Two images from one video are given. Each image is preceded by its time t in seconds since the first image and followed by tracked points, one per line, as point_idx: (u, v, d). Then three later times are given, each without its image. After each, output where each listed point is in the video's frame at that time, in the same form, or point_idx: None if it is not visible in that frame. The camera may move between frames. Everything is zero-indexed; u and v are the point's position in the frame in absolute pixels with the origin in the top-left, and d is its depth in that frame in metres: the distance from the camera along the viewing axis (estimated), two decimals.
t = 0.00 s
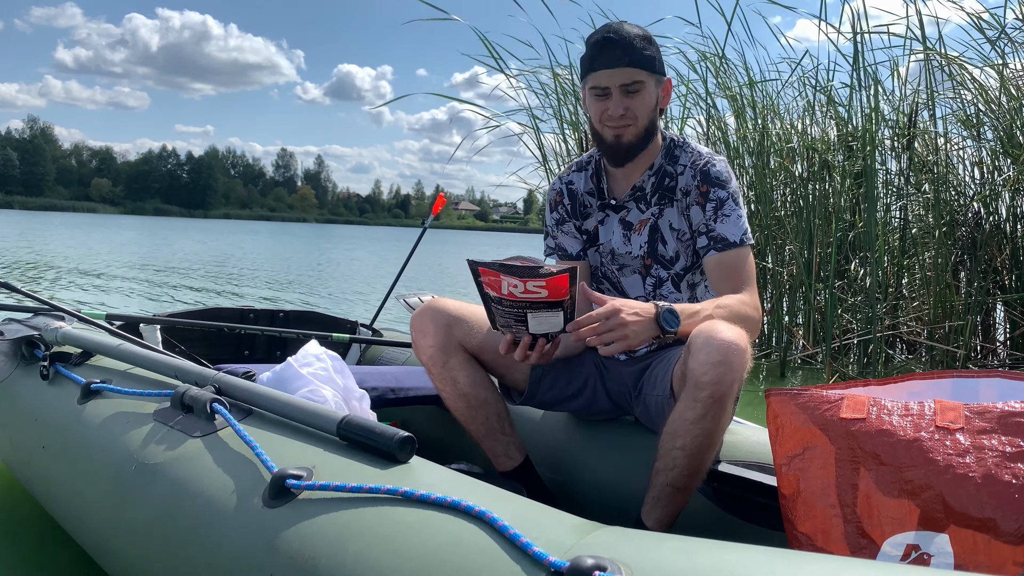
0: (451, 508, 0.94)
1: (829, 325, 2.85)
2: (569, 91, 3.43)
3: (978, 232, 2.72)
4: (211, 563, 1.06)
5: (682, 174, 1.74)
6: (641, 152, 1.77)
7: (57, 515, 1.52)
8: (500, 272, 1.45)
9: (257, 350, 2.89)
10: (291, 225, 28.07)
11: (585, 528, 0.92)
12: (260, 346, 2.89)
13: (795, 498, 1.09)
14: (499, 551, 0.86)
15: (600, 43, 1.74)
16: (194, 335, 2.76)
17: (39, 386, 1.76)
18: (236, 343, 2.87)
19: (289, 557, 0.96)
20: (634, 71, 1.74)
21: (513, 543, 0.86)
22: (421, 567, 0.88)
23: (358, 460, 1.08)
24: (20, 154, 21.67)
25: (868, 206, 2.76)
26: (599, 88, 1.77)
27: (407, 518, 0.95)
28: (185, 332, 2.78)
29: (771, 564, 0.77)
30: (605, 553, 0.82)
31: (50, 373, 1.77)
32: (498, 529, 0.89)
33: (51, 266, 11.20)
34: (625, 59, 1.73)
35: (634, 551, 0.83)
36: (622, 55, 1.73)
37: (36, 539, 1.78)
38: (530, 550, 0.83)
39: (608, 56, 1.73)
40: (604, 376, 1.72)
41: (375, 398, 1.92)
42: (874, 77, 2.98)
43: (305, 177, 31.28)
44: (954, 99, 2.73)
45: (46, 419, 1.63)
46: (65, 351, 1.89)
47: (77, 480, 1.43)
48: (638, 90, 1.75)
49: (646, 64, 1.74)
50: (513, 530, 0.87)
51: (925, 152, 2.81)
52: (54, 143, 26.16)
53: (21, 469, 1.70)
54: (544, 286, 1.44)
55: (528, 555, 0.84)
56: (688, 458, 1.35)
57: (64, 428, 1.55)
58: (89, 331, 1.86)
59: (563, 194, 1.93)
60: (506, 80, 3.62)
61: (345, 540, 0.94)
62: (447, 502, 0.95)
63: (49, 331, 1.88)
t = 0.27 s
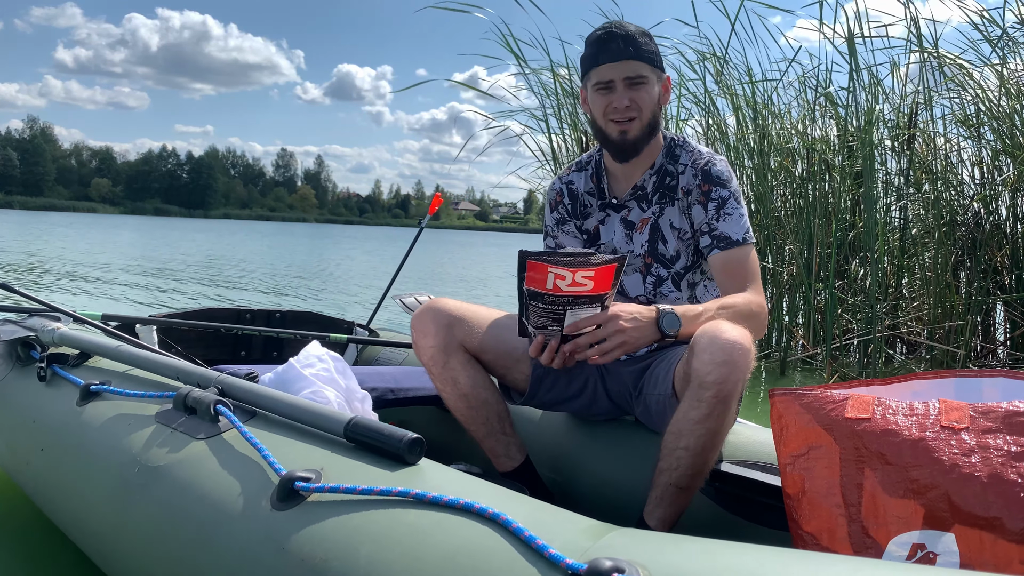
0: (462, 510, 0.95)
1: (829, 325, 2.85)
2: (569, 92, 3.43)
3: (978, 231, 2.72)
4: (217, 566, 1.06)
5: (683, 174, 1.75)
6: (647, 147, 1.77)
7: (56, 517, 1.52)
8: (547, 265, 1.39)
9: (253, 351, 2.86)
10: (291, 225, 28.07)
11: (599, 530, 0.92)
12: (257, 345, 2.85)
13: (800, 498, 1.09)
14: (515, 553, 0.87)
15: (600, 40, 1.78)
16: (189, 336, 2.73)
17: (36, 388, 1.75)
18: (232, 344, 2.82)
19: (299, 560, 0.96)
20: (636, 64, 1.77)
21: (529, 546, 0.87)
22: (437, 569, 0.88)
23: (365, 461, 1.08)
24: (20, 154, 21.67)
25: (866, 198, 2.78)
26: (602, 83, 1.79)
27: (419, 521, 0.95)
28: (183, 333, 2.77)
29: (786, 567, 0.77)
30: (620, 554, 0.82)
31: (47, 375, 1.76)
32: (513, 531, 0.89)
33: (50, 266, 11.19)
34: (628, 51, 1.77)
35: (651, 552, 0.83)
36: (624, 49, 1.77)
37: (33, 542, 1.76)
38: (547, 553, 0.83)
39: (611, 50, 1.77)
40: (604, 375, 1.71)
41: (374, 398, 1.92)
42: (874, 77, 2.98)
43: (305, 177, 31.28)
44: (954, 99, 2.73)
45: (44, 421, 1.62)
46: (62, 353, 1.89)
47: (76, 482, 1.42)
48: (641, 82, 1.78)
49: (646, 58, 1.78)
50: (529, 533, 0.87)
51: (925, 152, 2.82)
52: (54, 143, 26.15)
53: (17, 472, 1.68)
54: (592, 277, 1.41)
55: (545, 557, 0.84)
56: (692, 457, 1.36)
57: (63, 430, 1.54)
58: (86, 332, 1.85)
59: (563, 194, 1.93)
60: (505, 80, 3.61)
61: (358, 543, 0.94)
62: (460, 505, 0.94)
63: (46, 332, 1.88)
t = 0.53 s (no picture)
0: (472, 510, 0.95)
1: (829, 325, 2.86)
2: (570, 92, 3.43)
3: (978, 231, 2.73)
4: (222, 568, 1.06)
5: (683, 173, 1.75)
6: (640, 154, 1.76)
7: (54, 520, 1.51)
8: (523, 262, 1.52)
9: (250, 352, 2.83)
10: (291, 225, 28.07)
11: (612, 531, 0.92)
12: (253, 346, 2.82)
13: (805, 497, 1.09)
14: (528, 554, 0.87)
15: (583, 50, 1.71)
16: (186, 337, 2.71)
17: (32, 390, 1.74)
18: (228, 345, 2.80)
19: (309, 562, 0.96)
20: (618, 76, 1.70)
21: (543, 547, 0.87)
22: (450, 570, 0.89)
23: (371, 461, 1.08)
24: (19, 154, 21.66)
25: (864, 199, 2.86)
26: (587, 96, 1.75)
27: (430, 522, 0.95)
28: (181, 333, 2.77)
29: (799, 569, 0.77)
30: (633, 555, 0.83)
31: (43, 375, 1.76)
32: (527, 533, 0.89)
33: (50, 266, 11.18)
34: (609, 63, 1.69)
35: (665, 552, 0.83)
36: (605, 60, 1.69)
37: (28, 546, 1.75)
38: (563, 555, 0.83)
39: (592, 63, 1.70)
40: (604, 375, 1.71)
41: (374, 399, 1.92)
42: (874, 77, 2.98)
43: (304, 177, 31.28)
44: (954, 99, 2.73)
45: (43, 422, 1.62)
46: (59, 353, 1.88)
47: (77, 484, 1.41)
48: (626, 92, 1.72)
49: (631, 66, 1.70)
50: (544, 534, 0.87)
51: (926, 152, 2.82)
52: (54, 143, 26.15)
53: (14, 474, 1.67)
54: (565, 265, 1.50)
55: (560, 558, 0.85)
56: (697, 457, 1.36)
57: (62, 431, 1.53)
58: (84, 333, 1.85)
59: (563, 193, 1.93)
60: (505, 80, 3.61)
61: (369, 545, 0.94)
62: (473, 506, 0.95)
63: (42, 333, 1.87)
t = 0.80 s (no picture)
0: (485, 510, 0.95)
1: (829, 325, 2.86)
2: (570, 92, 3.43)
3: (978, 232, 2.73)
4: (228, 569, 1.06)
5: (682, 174, 1.74)
6: (630, 160, 1.77)
7: (54, 521, 1.51)
8: (505, 282, 1.60)
9: (248, 352, 2.83)
10: (290, 225, 28.07)
11: (626, 531, 0.93)
12: (250, 347, 2.82)
13: (809, 497, 1.10)
14: (544, 553, 0.87)
15: (567, 62, 1.73)
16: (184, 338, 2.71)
17: (32, 390, 1.74)
18: (226, 345, 2.80)
19: (319, 562, 0.97)
20: (602, 84, 1.71)
21: (559, 546, 0.87)
22: (465, 569, 0.89)
23: (378, 461, 1.09)
24: (20, 154, 21.66)
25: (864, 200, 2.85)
26: (576, 105, 1.77)
27: (443, 522, 0.95)
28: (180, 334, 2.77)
29: (810, 568, 0.78)
30: (646, 554, 0.83)
31: (42, 376, 1.76)
32: (543, 532, 0.89)
33: (49, 266, 11.16)
34: (591, 73, 1.70)
35: (676, 551, 0.84)
36: (587, 70, 1.71)
37: (28, 548, 1.75)
38: (580, 554, 0.84)
39: (575, 74, 1.72)
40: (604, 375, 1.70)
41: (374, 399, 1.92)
42: (874, 77, 2.98)
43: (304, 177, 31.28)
44: (954, 99, 2.74)
45: (43, 423, 1.62)
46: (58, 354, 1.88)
47: (78, 486, 1.41)
48: (612, 99, 1.72)
49: (614, 73, 1.71)
50: (558, 533, 0.88)
51: (926, 152, 2.83)
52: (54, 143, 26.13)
53: (12, 475, 1.67)
54: (543, 273, 1.55)
55: (577, 557, 0.85)
56: (700, 458, 1.36)
57: (63, 432, 1.53)
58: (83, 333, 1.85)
59: (563, 195, 1.94)
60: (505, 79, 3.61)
61: (383, 545, 0.94)
62: (486, 505, 0.95)
63: (41, 333, 1.87)
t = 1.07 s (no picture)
0: (498, 513, 0.96)
1: (829, 325, 2.86)
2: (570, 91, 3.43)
3: (978, 232, 2.73)
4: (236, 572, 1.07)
5: (679, 173, 1.75)
6: (623, 161, 1.77)
7: (55, 523, 1.51)
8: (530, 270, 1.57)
9: (246, 352, 2.83)
10: (290, 225, 28.06)
11: (639, 534, 0.93)
12: (249, 347, 2.81)
13: (814, 497, 1.10)
14: (559, 556, 0.88)
15: (555, 68, 1.74)
16: (182, 338, 2.70)
17: (31, 392, 1.74)
18: (224, 345, 2.80)
19: (330, 565, 0.97)
20: (590, 88, 1.71)
21: (573, 549, 0.88)
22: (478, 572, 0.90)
23: (386, 463, 1.09)
24: (20, 154, 21.65)
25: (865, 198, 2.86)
26: (566, 110, 1.78)
27: (456, 525, 0.95)
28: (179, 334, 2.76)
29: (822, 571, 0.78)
30: (657, 557, 0.84)
31: (42, 378, 1.76)
32: (556, 535, 0.90)
33: (49, 266, 11.16)
34: (579, 78, 1.71)
35: (686, 554, 0.84)
36: (575, 75, 1.71)
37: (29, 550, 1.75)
38: (594, 557, 0.84)
39: (564, 79, 1.73)
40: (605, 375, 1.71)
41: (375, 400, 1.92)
42: (874, 76, 2.98)
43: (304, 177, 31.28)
44: (953, 99, 2.74)
45: (44, 425, 1.62)
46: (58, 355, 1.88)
47: (81, 489, 1.41)
48: (601, 102, 1.72)
49: (601, 76, 1.71)
50: (572, 535, 0.88)
51: (926, 153, 2.83)
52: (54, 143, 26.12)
53: (12, 477, 1.67)
54: (565, 268, 1.52)
55: (591, 560, 0.85)
56: (706, 458, 1.36)
57: (65, 434, 1.53)
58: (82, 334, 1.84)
59: (561, 196, 1.94)
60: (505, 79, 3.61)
61: (395, 549, 0.95)
62: (498, 509, 0.96)
63: (40, 335, 1.87)
